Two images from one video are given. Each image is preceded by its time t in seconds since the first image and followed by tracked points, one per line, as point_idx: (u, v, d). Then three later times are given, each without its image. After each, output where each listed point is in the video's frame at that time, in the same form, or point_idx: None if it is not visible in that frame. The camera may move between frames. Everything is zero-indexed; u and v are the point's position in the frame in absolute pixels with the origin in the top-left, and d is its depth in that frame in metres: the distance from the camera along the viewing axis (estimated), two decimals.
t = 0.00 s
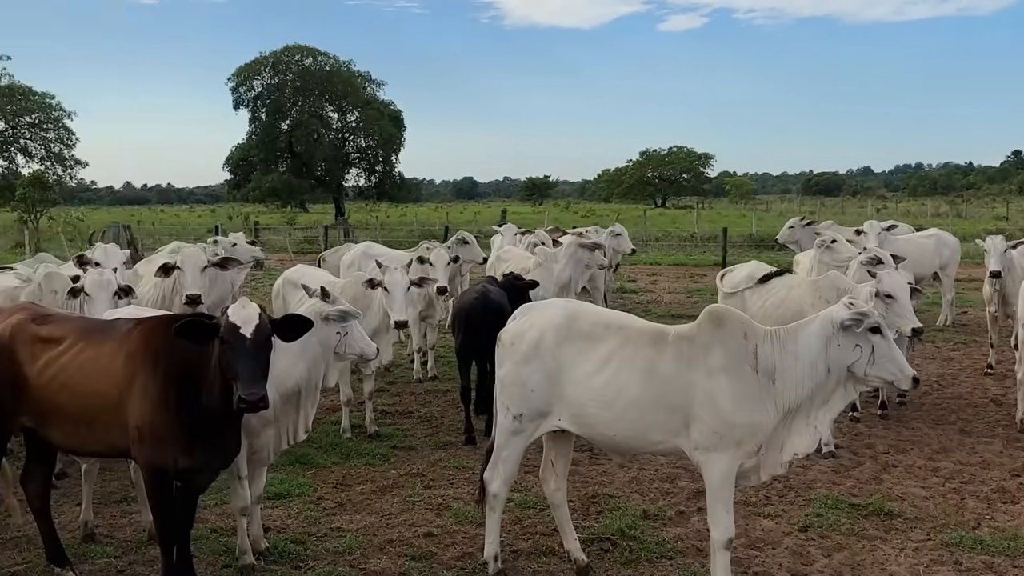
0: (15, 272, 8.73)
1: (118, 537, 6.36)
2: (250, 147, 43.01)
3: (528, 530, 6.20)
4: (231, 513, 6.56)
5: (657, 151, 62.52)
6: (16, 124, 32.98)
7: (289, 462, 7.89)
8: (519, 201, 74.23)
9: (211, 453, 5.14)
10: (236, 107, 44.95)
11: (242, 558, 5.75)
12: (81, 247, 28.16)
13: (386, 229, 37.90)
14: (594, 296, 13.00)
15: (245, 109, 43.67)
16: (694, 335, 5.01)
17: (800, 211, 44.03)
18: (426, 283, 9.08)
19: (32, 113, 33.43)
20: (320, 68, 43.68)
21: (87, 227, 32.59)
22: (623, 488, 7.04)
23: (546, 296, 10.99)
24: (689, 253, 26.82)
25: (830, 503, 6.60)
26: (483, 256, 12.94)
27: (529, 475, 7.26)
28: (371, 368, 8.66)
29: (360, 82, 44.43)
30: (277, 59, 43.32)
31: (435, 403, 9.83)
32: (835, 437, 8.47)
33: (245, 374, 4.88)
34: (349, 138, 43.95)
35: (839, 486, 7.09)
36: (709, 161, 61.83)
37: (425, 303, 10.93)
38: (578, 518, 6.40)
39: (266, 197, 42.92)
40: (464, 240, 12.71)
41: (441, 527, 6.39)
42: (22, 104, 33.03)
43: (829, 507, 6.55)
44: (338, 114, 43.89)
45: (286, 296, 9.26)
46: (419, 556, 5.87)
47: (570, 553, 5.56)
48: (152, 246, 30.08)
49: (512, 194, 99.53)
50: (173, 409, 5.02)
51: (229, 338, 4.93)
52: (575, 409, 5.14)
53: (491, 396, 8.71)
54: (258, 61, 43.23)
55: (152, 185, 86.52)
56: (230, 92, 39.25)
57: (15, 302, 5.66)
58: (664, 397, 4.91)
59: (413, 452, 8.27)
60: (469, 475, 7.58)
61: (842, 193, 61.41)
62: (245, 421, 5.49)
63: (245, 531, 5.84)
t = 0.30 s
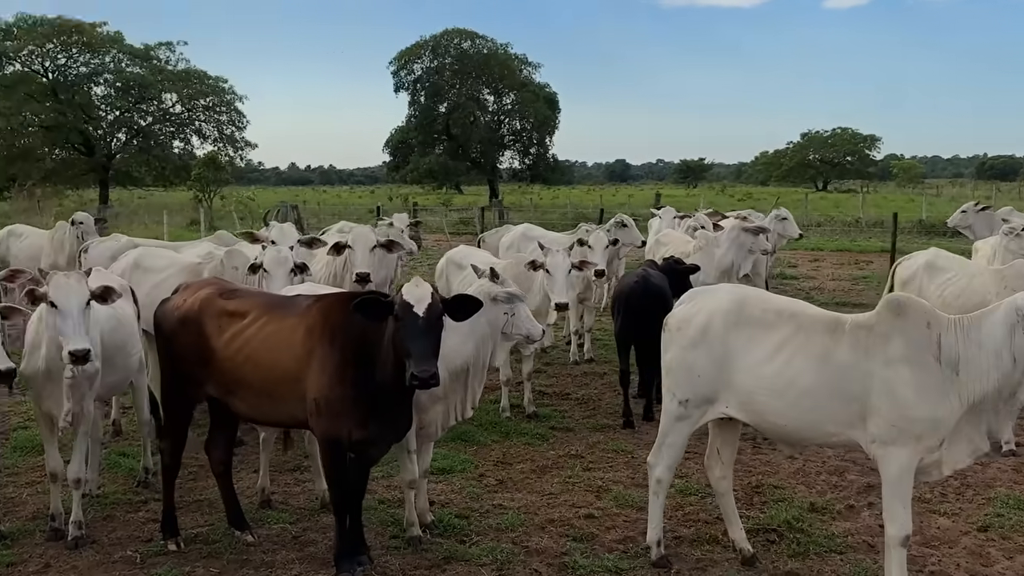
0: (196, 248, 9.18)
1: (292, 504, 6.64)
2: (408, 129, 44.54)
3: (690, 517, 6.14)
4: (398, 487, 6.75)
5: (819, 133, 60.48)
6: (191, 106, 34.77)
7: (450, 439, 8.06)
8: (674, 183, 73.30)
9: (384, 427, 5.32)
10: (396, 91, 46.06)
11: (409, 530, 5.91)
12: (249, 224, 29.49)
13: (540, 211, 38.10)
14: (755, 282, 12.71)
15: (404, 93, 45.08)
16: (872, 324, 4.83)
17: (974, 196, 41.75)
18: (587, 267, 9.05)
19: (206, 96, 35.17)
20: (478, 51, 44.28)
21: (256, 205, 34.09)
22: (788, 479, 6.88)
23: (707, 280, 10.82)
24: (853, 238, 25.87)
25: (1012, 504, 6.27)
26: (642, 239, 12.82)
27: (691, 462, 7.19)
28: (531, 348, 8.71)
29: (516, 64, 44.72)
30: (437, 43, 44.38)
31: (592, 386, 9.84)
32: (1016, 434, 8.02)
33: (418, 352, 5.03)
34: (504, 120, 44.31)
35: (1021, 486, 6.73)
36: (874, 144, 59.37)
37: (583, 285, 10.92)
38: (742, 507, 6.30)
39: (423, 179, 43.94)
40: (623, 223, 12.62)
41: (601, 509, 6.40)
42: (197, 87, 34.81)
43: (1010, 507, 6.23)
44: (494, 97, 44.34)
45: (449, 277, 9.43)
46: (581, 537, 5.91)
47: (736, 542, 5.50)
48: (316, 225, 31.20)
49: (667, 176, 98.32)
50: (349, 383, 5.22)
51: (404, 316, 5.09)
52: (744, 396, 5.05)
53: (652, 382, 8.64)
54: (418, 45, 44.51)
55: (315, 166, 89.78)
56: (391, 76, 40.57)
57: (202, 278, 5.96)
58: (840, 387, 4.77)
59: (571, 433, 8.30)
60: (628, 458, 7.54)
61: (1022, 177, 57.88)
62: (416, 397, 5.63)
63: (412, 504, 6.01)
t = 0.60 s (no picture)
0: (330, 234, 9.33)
1: (425, 486, 6.72)
2: (532, 115, 44.62)
3: (829, 514, 5.99)
4: (528, 472, 6.75)
5: (958, 119, 57.95)
6: (322, 94, 35.56)
7: (579, 426, 8.03)
8: (801, 170, 71.45)
9: (520, 413, 5.31)
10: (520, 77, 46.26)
11: (542, 516, 5.92)
12: (375, 209, 30.10)
13: (664, 198, 37.68)
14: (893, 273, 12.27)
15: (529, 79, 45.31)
16: None
17: None
18: (720, 255, 8.84)
19: (336, 84, 35.87)
20: (603, 36, 44.02)
21: (383, 190, 34.75)
22: (932, 478, 6.62)
23: (844, 270, 10.51)
24: (996, 228, 24.71)
25: None
26: (775, 228, 12.53)
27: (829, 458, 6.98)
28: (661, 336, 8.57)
29: (642, 49, 44.23)
30: (563, 29, 44.41)
31: (722, 376, 9.67)
32: None
33: (553, 339, 5.00)
34: (629, 106, 43.88)
35: None
36: (1018, 129, 56.52)
37: (714, 274, 10.74)
38: (884, 505, 6.10)
39: (546, 165, 44.09)
40: (757, 212, 12.37)
41: (736, 503, 6.28)
42: (327, 75, 35.57)
43: None
44: (618, 82, 43.95)
45: (579, 265, 9.39)
46: (715, 530, 5.81)
47: (879, 542, 5.33)
48: (439, 210, 31.63)
49: (794, 163, 95.83)
50: (485, 370, 5.24)
51: (540, 302, 5.06)
52: (892, 392, 4.88)
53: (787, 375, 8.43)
54: (543, 31, 44.62)
55: (438, 153, 90.98)
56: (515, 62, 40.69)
57: (343, 262, 6.08)
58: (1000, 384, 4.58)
59: (702, 424, 8.17)
60: (762, 452, 7.37)
61: None
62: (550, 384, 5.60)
63: (544, 491, 6.00)
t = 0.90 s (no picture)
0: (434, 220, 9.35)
1: (529, 474, 6.70)
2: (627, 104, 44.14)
3: (949, 512, 5.77)
4: (634, 463, 6.66)
5: None
6: (417, 84, 35.78)
7: (683, 417, 7.91)
8: (904, 157, 69.37)
9: (629, 402, 5.20)
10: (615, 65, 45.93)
11: (649, 507, 5.82)
12: (470, 198, 30.24)
13: (761, 186, 36.98)
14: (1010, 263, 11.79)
15: (624, 66, 44.94)
16: None
17: None
18: (831, 244, 8.58)
19: (431, 74, 36.00)
20: (700, 22, 43.38)
21: (477, 179, 34.90)
22: None
23: (960, 259, 10.12)
24: None
25: None
26: (885, 216, 12.14)
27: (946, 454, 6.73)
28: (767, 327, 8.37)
29: (740, 35, 43.39)
30: (658, 15, 43.89)
31: (830, 368, 9.42)
32: None
33: (664, 328, 4.85)
34: (725, 93, 43.14)
35: None
36: None
37: (821, 263, 10.45)
38: (1009, 504, 5.85)
39: (640, 153, 43.76)
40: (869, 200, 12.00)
41: (850, 498, 6.10)
42: (423, 65, 35.77)
43: None
44: (715, 68, 43.22)
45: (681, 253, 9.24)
46: (829, 527, 5.66)
47: (1005, 542, 5.11)
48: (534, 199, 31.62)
49: (897, 149, 93.08)
50: (594, 358, 5.16)
51: (651, 291, 4.92)
52: None
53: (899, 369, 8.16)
54: (639, 17, 44.16)
55: (531, 142, 90.96)
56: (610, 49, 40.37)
57: (449, 249, 6.06)
58: None
59: (811, 417, 7.96)
60: (876, 446, 7.15)
61: None
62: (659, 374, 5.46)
63: (652, 482, 5.91)
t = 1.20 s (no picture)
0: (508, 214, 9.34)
1: (605, 468, 6.61)
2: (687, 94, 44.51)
3: None
4: (713, 457, 6.54)
5: None
6: (478, 78, 35.76)
7: (760, 412, 7.76)
8: (974, 147, 67.65)
9: (712, 396, 5.07)
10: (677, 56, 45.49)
11: (731, 503, 5.71)
12: (532, 191, 30.17)
13: (828, 177, 36.30)
14: None
15: (686, 56, 44.47)
16: None
17: None
18: (913, 234, 8.33)
19: (492, 67, 35.91)
20: (764, 11, 42.74)
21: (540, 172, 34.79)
22: None
23: None
24: None
25: None
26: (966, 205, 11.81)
27: None
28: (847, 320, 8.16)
29: (805, 23, 42.64)
30: (722, 4, 43.32)
31: (910, 362, 9.19)
32: None
33: (750, 320, 4.70)
34: (790, 82, 42.43)
35: None
36: None
37: (899, 254, 10.20)
38: None
39: (703, 145, 43.36)
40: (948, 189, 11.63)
41: (939, 496, 5.93)
42: (484, 58, 35.69)
43: None
44: (779, 58, 42.53)
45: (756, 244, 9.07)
46: (919, 525, 5.50)
47: None
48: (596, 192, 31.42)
49: (966, 139, 90.81)
50: (676, 351, 5.05)
51: (736, 282, 4.77)
52: None
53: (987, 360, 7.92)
54: (702, 7, 43.64)
55: (590, 135, 90.50)
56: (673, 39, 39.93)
57: (526, 240, 5.97)
58: None
59: (893, 413, 7.76)
60: (963, 442, 6.94)
61: None
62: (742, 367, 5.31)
63: (733, 477, 5.79)
